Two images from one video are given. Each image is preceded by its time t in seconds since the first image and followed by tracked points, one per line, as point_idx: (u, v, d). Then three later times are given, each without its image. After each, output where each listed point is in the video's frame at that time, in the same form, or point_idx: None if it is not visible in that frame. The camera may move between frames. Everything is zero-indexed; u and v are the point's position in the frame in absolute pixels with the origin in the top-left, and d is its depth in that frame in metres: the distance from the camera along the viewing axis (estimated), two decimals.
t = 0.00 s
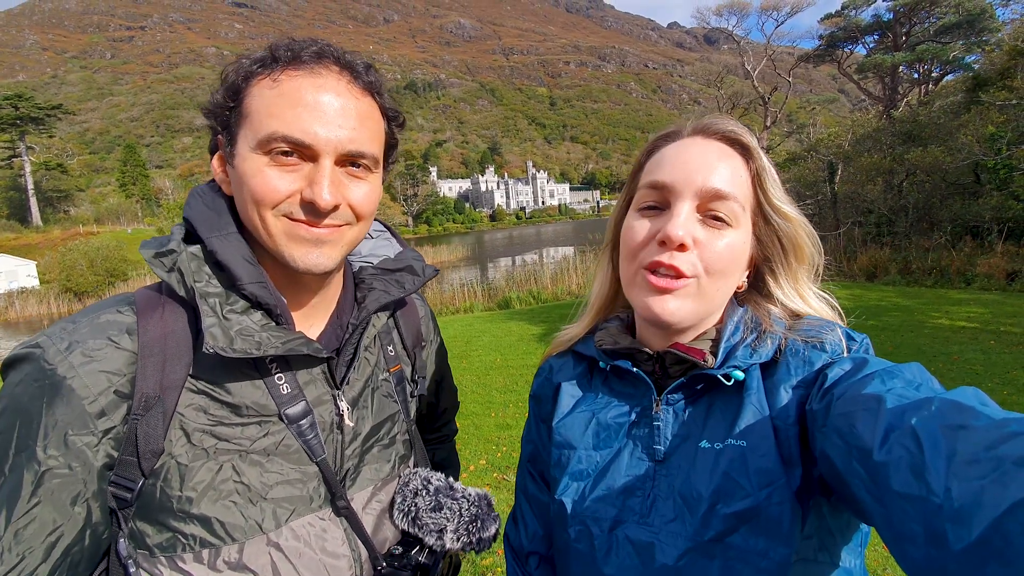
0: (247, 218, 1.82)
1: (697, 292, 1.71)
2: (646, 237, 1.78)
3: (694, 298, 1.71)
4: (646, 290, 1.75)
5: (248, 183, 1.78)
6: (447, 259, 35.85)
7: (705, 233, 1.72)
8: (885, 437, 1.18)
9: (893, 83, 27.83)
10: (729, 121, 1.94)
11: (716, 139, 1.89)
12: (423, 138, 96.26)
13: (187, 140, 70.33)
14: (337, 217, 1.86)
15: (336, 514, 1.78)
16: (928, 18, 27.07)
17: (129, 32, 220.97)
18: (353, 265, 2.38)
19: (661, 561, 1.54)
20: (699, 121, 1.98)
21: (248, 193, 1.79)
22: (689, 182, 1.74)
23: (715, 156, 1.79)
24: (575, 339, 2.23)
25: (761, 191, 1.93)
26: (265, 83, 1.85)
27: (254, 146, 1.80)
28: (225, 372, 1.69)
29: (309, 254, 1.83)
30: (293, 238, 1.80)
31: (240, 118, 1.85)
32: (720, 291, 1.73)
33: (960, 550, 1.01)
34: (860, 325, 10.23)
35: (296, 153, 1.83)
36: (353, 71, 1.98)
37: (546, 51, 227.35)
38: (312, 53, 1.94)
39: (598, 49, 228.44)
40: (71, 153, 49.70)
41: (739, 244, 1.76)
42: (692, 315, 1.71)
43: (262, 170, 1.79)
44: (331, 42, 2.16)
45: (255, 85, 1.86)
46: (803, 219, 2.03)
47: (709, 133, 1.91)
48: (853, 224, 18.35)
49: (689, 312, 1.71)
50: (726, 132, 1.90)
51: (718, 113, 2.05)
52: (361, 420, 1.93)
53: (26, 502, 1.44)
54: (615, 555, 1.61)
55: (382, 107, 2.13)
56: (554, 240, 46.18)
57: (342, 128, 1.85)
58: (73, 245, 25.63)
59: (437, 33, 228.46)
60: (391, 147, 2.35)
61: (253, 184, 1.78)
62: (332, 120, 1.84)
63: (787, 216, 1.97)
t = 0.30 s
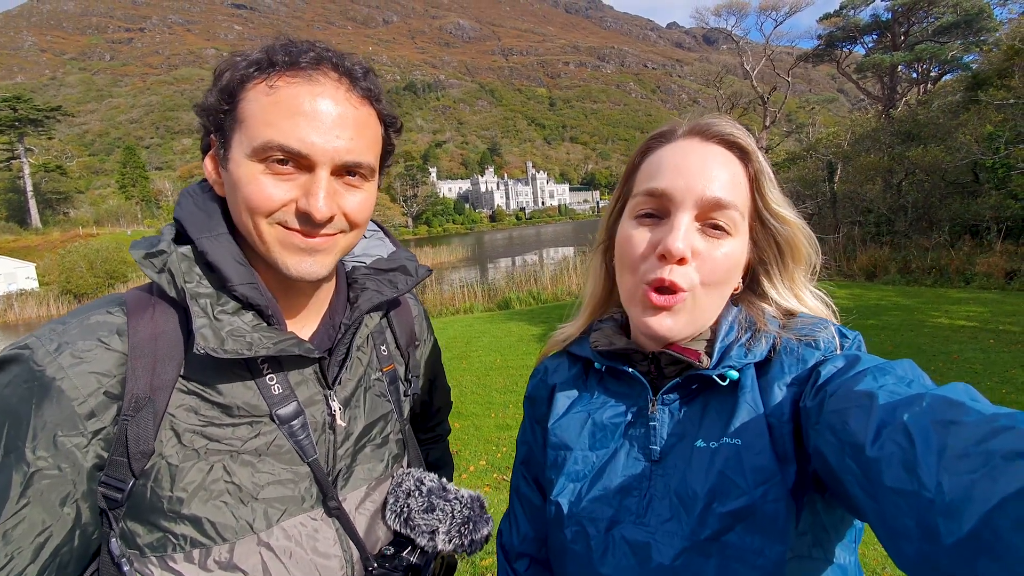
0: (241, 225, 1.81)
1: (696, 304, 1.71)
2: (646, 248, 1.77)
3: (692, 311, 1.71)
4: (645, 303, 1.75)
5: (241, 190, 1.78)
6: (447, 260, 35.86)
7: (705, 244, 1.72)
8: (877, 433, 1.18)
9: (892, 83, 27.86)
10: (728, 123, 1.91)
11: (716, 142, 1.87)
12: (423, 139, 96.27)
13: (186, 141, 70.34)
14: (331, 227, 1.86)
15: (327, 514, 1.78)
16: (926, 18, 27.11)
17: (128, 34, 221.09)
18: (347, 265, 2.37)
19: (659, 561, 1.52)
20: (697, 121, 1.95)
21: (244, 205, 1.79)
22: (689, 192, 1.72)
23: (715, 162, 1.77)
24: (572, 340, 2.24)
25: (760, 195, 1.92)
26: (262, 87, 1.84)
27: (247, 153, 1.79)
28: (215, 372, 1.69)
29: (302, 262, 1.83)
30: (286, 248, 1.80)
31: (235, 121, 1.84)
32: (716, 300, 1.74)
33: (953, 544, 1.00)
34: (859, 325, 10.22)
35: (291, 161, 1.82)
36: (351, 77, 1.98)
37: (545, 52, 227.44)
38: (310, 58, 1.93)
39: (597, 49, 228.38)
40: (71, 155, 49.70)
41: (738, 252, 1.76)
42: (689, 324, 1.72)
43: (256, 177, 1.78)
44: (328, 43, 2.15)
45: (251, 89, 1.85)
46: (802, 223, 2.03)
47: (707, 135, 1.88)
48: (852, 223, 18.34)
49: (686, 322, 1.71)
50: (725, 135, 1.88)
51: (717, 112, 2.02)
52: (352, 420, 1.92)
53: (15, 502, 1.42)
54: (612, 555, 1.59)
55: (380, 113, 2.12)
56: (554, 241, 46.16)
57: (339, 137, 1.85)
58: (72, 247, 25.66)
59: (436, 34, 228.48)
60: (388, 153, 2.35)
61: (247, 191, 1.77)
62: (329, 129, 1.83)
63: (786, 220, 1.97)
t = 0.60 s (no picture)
0: (236, 226, 1.81)
1: (697, 310, 1.70)
2: (642, 259, 1.76)
3: (694, 317, 1.71)
4: (646, 313, 1.74)
5: (237, 191, 1.77)
6: (447, 262, 35.84)
7: (703, 251, 1.71)
8: (889, 436, 1.17)
9: (891, 83, 27.91)
10: (719, 121, 1.89)
11: (706, 142, 1.85)
12: (422, 140, 96.30)
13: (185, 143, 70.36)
14: (325, 232, 1.86)
15: (321, 515, 1.77)
16: (925, 18, 27.17)
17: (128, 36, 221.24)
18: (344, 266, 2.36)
19: (661, 562, 1.51)
20: (685, 121, 1.92)
21: (238, 209, 1.78)
22: (682, 201, 1.71)
23: (706, 165, 1.75)
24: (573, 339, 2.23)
25: (755, 194, 1.90)
26: (265, 89, 1.84)
27: (246, 153, 1.79)
28: (207, 373, 1.68)
29: (293, 265, 1.82)
30: (278, 249, 1.80)
31: (236, 121, 1.84)
32: (716, 305, 1.73)
33: (967, 549, 1.00)
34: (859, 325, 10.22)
35: (288, 163, 1.81)
36: (356, 84, 1.98)
37: (544, 53, 227.58)
38: (316, 64, 1.94)
39: (596, 51, 228.41)
40: (71, 157, 49.72)
41: (737, 254, 1.75)
42: (691, 331, 1.71)
43: (252, 178, 1.77)
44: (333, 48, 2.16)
45: (254, 90, 1.85)
46: (800, 217, 2.00)
47: (698, 136, 1.85)
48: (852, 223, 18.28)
49: (688, 327, 1.70)
50: (715, 133, 1.86)
51: (707, 110, 1.99)
52: (347, 422, 1.91)
53: (9, 498, 1.42)
54: (614, 556, 1.58)
55: (384, 122, 2.13)
56: (553, 242, 46.13)
57: (337, 143, 1.84)
58: (72, 249, 25.66)
59: (435, 35, 228.52)
60: (390, 162, 2.35)
61: (242, 191, 1.77)
62: (327, 134, 1.83)
63: (783, 215, 1.95)
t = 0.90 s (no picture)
0: (231, 216, 1.80)
1: (696, 310, 1.70)
2: (638, 265, 1.76)
3: (693, 319, 1.69)
4: (645, 316, 1.73)
5: (230, 179, 1.77)
6: (447, 264, 35.83)
7: (695, 252, 1.71)
8: (893, 431, 1.17)
9: (889, 84, 27.95)
10: (703, 121, 1.89)
11: (692, 144, 1.85)
12: (422, 142, 96.32)
13: (185, 145, 70.37)
14: (319, 214, 1.84)
15: (319, 510, 1.76)
16: (924, 19, 27.24)
17: (127, 38, 221.33)
18: (339, 261, 2.36)
19: (662, 555, 1.52)
20: (672, 124, 1.94)
21: (232, 199, 1.78)
22: (673, 205, 1.71)
23: (695, 167, 1.75)
24: (578, 339, 2.23)
25: (747, 191, 1.89)
26: (250, 76, 1.84)
27: (236, 140, 1.78)
28: (203, 366, 1.67)
29: (291, 250, 1.81)
30: (276, 234, 1.79)
31: (224, 110, 1.83)
32: (715, 302, 1.72)
33: (971, 541, 0.99)
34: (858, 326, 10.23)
35: (280, 146, 1.81)
36: (339, 67, 1.97)
37: (544, 55, 227.83)
38: (298, 48, 1.92)
39: (595, 53, 228.41)
40: (71, 160, 49.70)
41: (731, 254, 1.75)
42: (692, 329, 1.70)
43: (244, 164, 1.77)
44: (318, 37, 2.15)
45: (239, 78, 1.85)
46: (794, 209, 2.00)
47: (685, 138, 1.86)
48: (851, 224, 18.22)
49: (688, 325, 1.69)
50: (700, 133, 1.86)
51: (692, 109, 2.00)
52: (345, 416, 1.91)
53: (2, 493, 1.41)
54: (616, 550, 1.58)
55: (368, 104, 2.12)
56: (553, 243, 46.14)
57: (326, 123, 1.84)
58: (71, 251, 25.64)
59: (435, 37, 228.44)
60: (377, 146, 2.34)
61: (235, 178, 1.76)
62: (316, 114, 1.82)
63: (777, 208, 1.93)
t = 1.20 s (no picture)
0: (239, 210, 1.80)
1: (703, 305, 1.70)
2: (640, 259, 1.77)
3: (699, 314, 1.70)
4: (653, 314, 1.72)
5: (239, 172, 1.77)
6: (445, 267, 35.81)
7: (699, 243, 1.71)
8: (903, 432, 1.17)
9: (887, 88, 28.06)
10: (701, 115, 1.92)
11: (690, 136, 1.87)
12: (421, 145, 96.44)
13: (184, 148, 70.44)
14: (327, 204, 1.84)
15: (328, 510, 1.76)
16: (921, 23, 27.40)
17: (126, 42, 221.67)
18: (346, 261, 2.36)
19: (667, 556, 1.52)
20: (669, 119, 1.96)
21: (240, 191, 1.78)
22: (674, 196, 1.72)
23: (695, 160, 1.77)
24: (579, 339, 2.22)
25: (746, 182, 1.91)
26: (258, 72, 1.85)
27: (245, 134, 1.79)
28: (214, 364, 1.67)
29: (301, 241, 1.81)
30: (285, 226, 1.78)
31: (232, 107, 1.85)
32: (722, 298, 1.72)
33: (980, 545, 1.00)
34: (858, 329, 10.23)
35: (288, 139, 1.82)
36: (344, 62, 1.98)
37: (543, 58, 228.27)
38: (304, 44, 1.94)
39: (594, 56, 228.39)
40: (70, 163, 49.74)
41: (733, 244, 1.75)
42: (702, 326, 1.70)
43: (253, 157, 1.77)
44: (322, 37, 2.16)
45: (248, 74, 1.86)
46: (793, 202, 2.01)
47: (682, 131, 1.89)
48: (850, 227, 18.20)
49: (694, 321, 1.69)
50: (698, 126, 1.89)
51: (688, 106, 2.02)
52: (354, 415, 1.91)
53: (15, 492, 1.41)
54: (618, 549, 1.58)
55: (373, 100, 2.12)
56: (552, 246, 46.15)
57: (333, 116, 1.85)
58: (70, 254, 25.64)
59: (434, 41, 228.53)
60: (382, 142, 2.35)
61: (244, 171, 1.77)
62: (324, 107, 1.84)
63: (775, 202, 1.95)
